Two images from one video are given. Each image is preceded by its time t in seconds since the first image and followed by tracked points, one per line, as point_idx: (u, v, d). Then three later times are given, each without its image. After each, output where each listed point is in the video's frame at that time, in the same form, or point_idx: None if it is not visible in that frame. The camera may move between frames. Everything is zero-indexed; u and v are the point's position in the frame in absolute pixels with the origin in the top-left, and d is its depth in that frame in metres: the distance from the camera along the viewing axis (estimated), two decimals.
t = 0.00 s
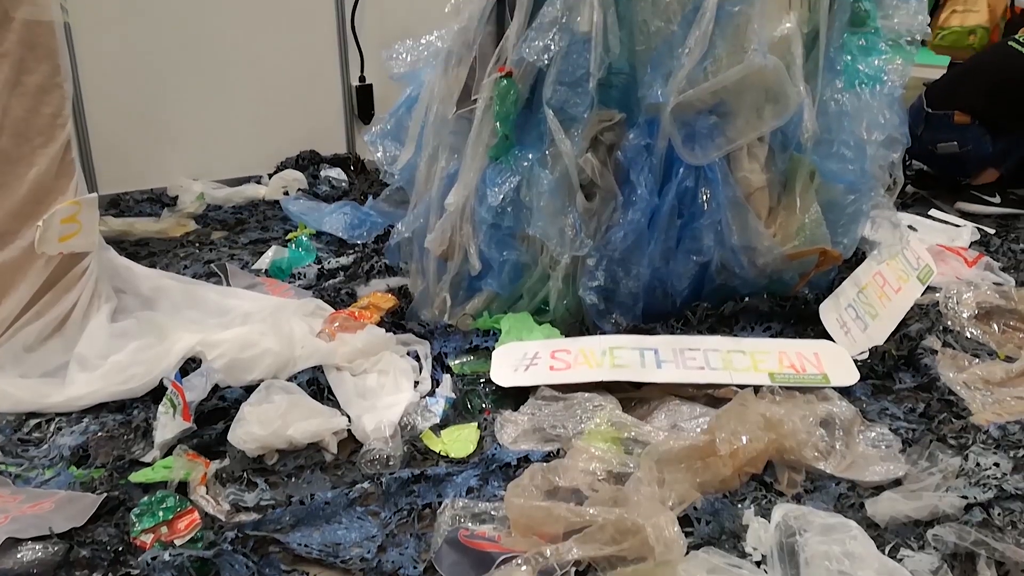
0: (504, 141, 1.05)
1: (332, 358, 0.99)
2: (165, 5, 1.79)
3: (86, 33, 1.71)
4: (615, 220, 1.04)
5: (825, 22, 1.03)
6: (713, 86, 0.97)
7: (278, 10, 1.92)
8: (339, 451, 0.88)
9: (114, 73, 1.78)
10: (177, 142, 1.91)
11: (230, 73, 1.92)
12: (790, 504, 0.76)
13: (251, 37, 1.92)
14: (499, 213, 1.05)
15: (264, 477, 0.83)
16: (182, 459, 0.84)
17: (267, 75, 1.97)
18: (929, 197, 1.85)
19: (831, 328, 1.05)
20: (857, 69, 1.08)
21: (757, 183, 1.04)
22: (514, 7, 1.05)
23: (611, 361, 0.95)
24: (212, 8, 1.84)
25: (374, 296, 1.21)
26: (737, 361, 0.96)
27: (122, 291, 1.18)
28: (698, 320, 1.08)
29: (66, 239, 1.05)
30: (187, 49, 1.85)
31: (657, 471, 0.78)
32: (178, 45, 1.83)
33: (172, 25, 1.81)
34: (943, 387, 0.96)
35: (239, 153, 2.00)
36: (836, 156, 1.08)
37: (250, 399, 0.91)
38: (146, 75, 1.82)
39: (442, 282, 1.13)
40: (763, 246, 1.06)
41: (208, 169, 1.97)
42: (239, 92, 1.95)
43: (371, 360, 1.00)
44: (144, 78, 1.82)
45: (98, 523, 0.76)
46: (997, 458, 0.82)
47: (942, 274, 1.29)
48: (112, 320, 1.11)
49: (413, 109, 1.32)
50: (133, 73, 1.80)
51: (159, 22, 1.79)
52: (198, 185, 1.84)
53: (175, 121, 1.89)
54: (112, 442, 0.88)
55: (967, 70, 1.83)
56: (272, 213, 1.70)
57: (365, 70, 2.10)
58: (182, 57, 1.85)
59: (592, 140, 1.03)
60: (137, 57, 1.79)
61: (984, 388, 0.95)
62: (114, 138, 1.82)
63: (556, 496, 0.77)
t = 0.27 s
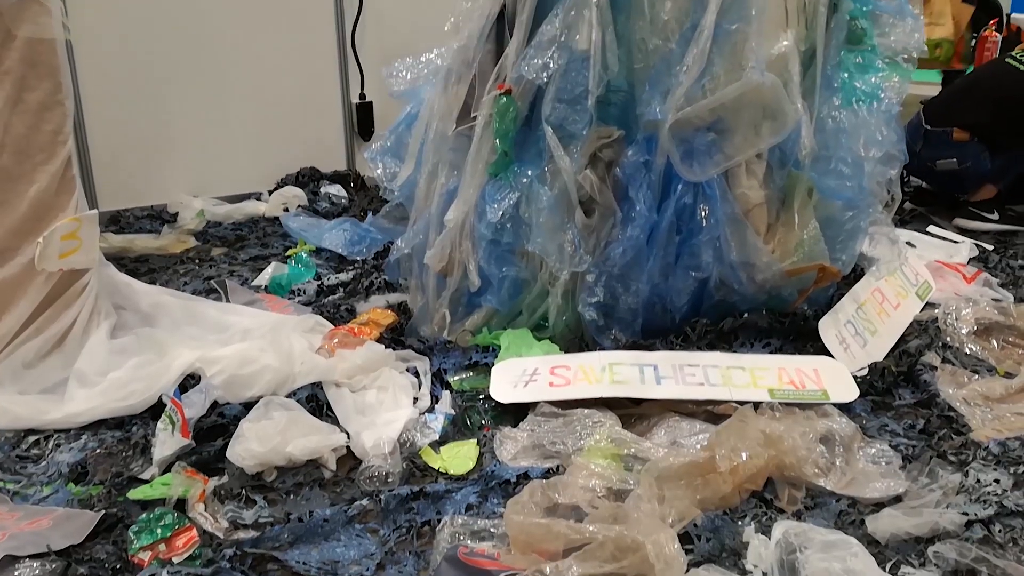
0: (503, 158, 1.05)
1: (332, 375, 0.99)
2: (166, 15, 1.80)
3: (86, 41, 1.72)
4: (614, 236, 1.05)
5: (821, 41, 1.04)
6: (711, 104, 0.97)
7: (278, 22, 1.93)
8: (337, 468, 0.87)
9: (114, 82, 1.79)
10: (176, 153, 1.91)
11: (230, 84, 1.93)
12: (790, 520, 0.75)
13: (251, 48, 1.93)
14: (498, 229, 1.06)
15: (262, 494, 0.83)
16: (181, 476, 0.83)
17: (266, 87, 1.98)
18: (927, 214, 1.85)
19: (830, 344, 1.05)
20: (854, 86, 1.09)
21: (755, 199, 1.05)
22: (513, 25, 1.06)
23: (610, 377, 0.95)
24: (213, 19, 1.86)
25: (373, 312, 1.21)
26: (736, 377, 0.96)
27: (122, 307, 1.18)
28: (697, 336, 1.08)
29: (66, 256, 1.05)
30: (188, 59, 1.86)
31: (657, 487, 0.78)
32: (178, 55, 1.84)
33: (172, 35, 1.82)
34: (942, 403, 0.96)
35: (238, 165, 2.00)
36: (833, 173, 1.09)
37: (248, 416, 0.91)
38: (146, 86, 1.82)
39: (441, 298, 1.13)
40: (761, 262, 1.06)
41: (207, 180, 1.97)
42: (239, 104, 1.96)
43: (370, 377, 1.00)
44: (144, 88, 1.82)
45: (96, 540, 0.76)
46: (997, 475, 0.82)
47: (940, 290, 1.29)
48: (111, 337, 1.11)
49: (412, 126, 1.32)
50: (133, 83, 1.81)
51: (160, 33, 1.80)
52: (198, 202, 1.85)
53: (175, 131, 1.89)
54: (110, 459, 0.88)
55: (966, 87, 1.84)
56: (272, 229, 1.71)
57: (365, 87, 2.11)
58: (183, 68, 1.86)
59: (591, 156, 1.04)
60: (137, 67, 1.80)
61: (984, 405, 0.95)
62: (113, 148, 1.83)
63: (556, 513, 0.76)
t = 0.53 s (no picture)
0: (502, 176, 1.06)
1: (331, 392, 0.98)
2: (167, 31, 1.81)
3: (87, 57, 1.73)
4: (612, 253, 1.05)
5: (818, 59, 1.05)
6: (709, 122, 0.98)
7: (278, 39, 1.95)
8: (336, 487, 0.87)
9: (115, 98, 1.80)
10: (175, 168, 1.92)
11: (229, 101, 1.94)
12: (791, 539, 0.75)
13: (251, 65, 1.94)
14: (497, 246, 1.06)
15: (260, 512, 0.83)
16: (179, 495, 0.83)
17: (266, 103, 1.99)
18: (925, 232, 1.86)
19: (829, 361, 1.05)
20: (851, 104, 1.10)
21: (754, 217, 1.05)
22: (512, 45, 1.07)
23: (610, 394, 0.95)
24: (214, 36, 1.87)
25: (373, 329, 1.21)
26: (736, 394, 0.96)
27: (121, 325, 1.18)
28: (697, 353, 1.08)
29: (66, 273, 1.05)
30: (188, 75, 1.87)
31: (657, 506, 0.77)
32: (179, 71, 1.85)
33: (173, 51, 1.83)
34: (942, 421, 0.96)
35: (237, 181, 2.01)
36: (831, 191, 1.09)
37: (247, 434, 0.91)
38: (146, 101, 1.84)
39: (441, 315, 1.13)
40: (760, 279, 1.06)
41: (206, 196, 1.98)
42: (239, 120, 1.97)
43: (369, 395, 1.00)
44: (144, 103, 1.83)
45: (94, 559, 0.76)
46: (998, 492, 0.82)
47: (939, 307, 1.29)
48: (110, 354, 1.11)
49: (413, 144, 1.33)
50: (133, 99, 1.82)
51: (161, 49, 1.82)
52: (198, 220, 1.85)
53: (174, 147, 1.90)
54: (108, 477, 0.88)
55: (960, 107, 1.84)
56: (272, 247, 1.71)
57: (365, 106, 2.12)
58: (183, 84, 1.87)
59: (589, 174, 1.04)
60: (137, 83, 1.81)
61: (984, 422, 0.95)
62: (112, 163, 1.83)
63: (556, 531, 0.76)
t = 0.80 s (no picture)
0: (501, 196, 1.06)
1: (330, 411, 0.98)
2: (168, 50, 1.83)
3: (88, 78, 1.75)
4: (611, 272, 1.05)
5: (815, 80, 1.06)
6: (707, 141, 0.99)
7: (279, 58, 1.96)
8: (334, 506, 0.87)
9: (116, 116, 1.81)
10: (175, 187, 1.92)
11: (230, 119, 1.95)
12: (791, 559, 0.75)
13: (252, 86, 1.96)
14: (497, 265, 1.06)
15: (258, 532, 0.82)
16: (177, 514, 0.82)
17: (266, 122, 2.00)
18: (923, 250, 1.88)
19: (828, 380, 1.05)
20: (848, 124, 1.10)
21: (751, 236, 1.05)
22: (512, 65, 1.08)
23: (609, 413, 0.94)
24: (214, 55, 1.89)
25: (372, 348, 1.21)
26: (736, 413, 0.96)
27: (120, 344, 1.18)
28: (696, 372, 1.08)
29: (66, 292, 1.05)
30: (188, 94, 1.88)
31: (657, 525, 0.77)
32: (179, 90, 1.87)
33: (174, 70, 1.85)
34: (942, 440, 0.95)
35: (237, 199, 2.01)
36: (829, 210, 1.09)
37: (245, 453, 0.91)
38: (147, 120, 1.85)
39: (440, 334, 1.13)
40: (759, 297, 1.06)
41: (206, 215, 1.98)
42: (239, 138, 1.98)
43: (367, 414, 1.00)
44: (144, 122, 1.84)
45: None
46: (998, 511, 0.81)
47: (938, 326, 1.30)
48: (108, 374, 1.10)
49: (412, 163, 1.33)
50: (133, 117, 1.83)
51: (161, 71, 1.83)
52: (198, 239, 1.86)
53: (174, 165, 1.91)
54: (106, 497, 0.87)
55: (960, 124, 1.85)
56: (272, 266, 1.71)
57: (365, 126, 2.14)
58: (183, 103, 1.88)
59: (588, 193, 1.05)
60: (137, 103, 1.82)
61: (983, 441, 0.95)
62: (112, 182, 1.84)
63: (555, 551, 0.76)
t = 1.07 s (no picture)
0: (500, 217, 1.07)
1: (328, 432, 0.98)
2: (168, 65, 1.84)
3: (87, 95, 1.77)
4: (610, 292, 1.05)
5: (812, 102, 1.07)
6: (705, 163, 0.99)
7: (278, 79, 1.98)
8: (333, 528, 0.86)
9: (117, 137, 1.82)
10: (175, 207, 1.93)
11: (230, 140, 1.96)
12: None
13: (251, 105, 1.97)
14: (496, 285, 1.06)
15: (257, 554, 0.82)
16: (175, 536, 0.82)
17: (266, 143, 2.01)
18: (921, 269, 1.88)
19: (827, 400, 1.05)
20: (845, 146, 1.12)
21: (750, 256, 1.06)
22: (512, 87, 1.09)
23: (609, 433, 0.94)
24: (214, 75, 1.91)
25: (371, 368, 1.21)
26: (735, 433, 0.96)
27: (120, 365, 1.18)
28: (696, 393, 1.07)
29: (66, 313, 1.06)
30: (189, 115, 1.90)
31: (657, 546, 0.77)
32: (179, 111, 1.88)
33: (174, 91, 1.87)
34: (943, 460, 0.95)
35: (237, 220, 2.02)
36: (826, 231, 1.10)
37: (243, 474, 0.91)
38: (147, 141, 1.86)
39: (439, 354, 1.13)
40: (758, 317, 1.06)
41: (206, 235, 1.99)
42: (238, 156, 1.98)
43: (366, 434, 0.99)
44: (145, 143, 1.86)
45: None
46: (999, 532, 0.81)
47: (937, 346, 1.30)
48: (107, 394, 1.10)
49: (412, 184, 1.34)
50: (133, 134, 1.84)
51: (160, 88, 1.85)
52: (198, 260, 1.86)
53: (174, 186, 1.92)
54: (104, 518, 0.87)
55: (961, 145, 1.87)
56: (272, 287, 1.72)
57: (365, 147, 2.14)
58: (183, 117, 1.89)
59: (587, 214, 1.06)
60: (136, 120, 1.84)
61: (984, 461, 0.95)
62: (113, 203, 1.85)
63: (555, 573, 0.75)
